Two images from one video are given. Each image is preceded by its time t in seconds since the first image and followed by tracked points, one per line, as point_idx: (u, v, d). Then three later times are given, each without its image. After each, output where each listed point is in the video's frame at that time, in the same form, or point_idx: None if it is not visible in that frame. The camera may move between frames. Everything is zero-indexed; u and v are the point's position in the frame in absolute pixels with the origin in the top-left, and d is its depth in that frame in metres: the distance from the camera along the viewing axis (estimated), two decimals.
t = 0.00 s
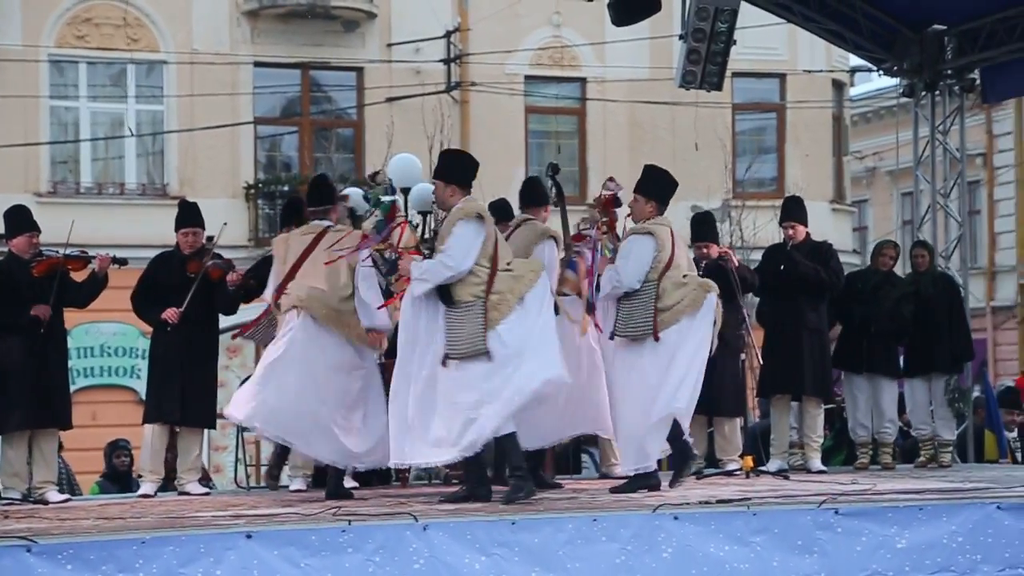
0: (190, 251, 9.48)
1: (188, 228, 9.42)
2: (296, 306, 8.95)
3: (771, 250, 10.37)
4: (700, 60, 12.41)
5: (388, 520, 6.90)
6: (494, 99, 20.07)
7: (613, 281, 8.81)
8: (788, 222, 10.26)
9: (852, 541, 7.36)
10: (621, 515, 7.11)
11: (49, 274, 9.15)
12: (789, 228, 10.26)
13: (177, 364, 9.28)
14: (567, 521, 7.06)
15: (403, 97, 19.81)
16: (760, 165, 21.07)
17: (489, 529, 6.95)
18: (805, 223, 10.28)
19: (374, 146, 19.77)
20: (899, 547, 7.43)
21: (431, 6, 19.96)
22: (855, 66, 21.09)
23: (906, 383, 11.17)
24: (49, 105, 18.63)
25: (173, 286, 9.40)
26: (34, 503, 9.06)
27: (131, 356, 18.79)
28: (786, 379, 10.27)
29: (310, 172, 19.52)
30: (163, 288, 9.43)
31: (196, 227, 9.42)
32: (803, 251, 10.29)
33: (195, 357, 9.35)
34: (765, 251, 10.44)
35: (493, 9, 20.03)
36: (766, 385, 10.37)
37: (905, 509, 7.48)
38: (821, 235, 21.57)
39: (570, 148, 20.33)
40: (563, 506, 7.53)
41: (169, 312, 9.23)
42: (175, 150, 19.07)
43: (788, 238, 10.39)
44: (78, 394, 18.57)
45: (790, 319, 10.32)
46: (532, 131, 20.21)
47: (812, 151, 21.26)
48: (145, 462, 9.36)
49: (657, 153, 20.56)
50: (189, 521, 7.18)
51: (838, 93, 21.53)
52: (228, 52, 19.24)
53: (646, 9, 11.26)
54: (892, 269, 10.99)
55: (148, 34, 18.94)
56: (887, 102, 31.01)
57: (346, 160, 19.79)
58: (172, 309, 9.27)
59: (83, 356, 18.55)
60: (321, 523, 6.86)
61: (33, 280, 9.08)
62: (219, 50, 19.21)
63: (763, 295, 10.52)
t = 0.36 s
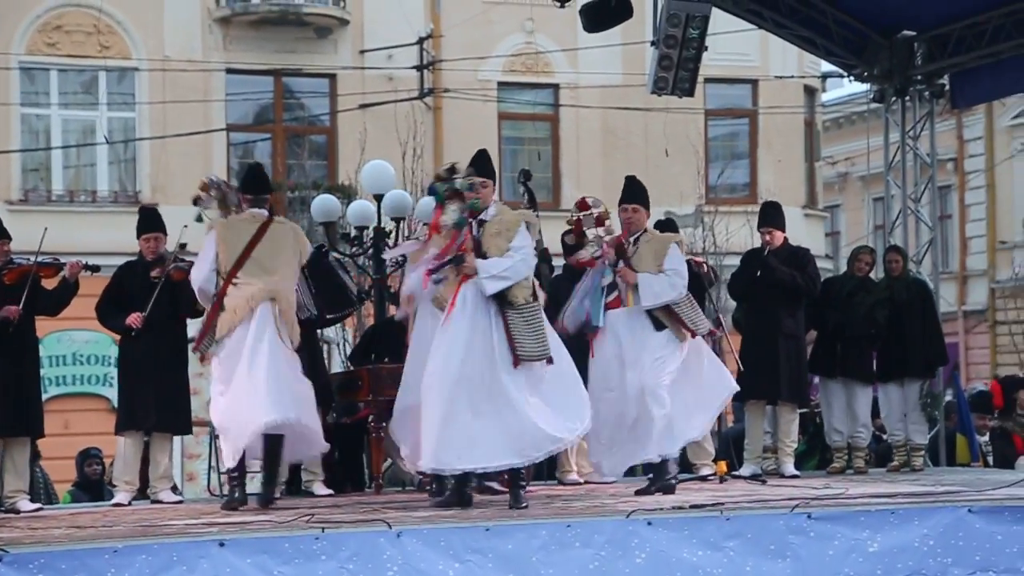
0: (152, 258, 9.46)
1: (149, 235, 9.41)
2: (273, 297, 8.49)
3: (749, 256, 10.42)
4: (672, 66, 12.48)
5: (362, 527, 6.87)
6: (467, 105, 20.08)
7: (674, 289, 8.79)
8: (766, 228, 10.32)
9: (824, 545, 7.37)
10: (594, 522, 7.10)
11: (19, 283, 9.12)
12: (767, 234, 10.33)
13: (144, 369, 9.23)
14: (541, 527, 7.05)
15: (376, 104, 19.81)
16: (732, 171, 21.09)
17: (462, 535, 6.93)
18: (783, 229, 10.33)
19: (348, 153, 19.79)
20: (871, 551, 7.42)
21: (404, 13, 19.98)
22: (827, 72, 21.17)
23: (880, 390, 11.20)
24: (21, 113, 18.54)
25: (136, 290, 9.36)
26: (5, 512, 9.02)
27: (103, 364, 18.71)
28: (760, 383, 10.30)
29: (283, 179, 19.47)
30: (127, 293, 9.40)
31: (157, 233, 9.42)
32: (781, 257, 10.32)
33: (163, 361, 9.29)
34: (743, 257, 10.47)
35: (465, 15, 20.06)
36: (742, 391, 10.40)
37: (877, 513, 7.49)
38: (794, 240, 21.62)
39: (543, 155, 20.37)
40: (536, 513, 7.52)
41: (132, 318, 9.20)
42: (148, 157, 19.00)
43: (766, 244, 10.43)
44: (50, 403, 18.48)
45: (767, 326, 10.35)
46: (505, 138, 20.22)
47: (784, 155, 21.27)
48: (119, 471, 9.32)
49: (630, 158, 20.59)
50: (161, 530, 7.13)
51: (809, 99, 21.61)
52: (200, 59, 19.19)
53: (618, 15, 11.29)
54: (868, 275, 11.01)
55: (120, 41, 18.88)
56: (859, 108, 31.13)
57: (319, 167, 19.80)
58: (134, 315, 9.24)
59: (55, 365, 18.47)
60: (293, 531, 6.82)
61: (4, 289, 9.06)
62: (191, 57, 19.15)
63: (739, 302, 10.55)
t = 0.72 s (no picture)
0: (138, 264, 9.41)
1: (136, 240, 9.35)
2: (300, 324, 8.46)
3: (748, 261, 10.43)
4: (665, 73, 12.50)
5: (358, 534, 6.85)
6: (462, 112, 20.10)
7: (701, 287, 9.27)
8: (766, 234, 10.32)
9: (820, 552, 7.36)
10: (591, 529, 7.09)
11: (14, 291, 9.08)
12: (767, 239, 10.32)
13: (137, 377, 9.24)
14: (537, 534, 7.03)
15: (371, 111, 19.81)
16: (727, 177, 21.11)
17: (458, 542, 6.92)
18: (783, 235, 10.33)
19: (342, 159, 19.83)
20: (866, 558, 7.42)
21: (399, 20, 19.98)
22: (820, 78, 21.20)
23: (876, 397, 11.19)
24: (14, 121, 18.54)
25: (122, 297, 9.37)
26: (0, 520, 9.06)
27: (97, 372, 18.70)
28: (757, 389, 10.30)
29: (278, 186, 19.52)
30: (113, 299, 9.40)
31: (142, 240, 9.35)
32: (778, 264, 10.32)
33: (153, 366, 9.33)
34: (741, 263, 10.49)
35: (460, 22, 20.07)
36: (737, 397, 10.41)
37: (873, 520, 7.48)
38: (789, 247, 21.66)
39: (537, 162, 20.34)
40: (533, 519, 7.51)
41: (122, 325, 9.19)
42: (142, 165, 18.99)
43: (766, 249, 10.43)
44: (45, 411, 18.46)
45: (762, 332, 10.37)
46: (499, 144, 20.23)
47: (778, 162, 21.30)
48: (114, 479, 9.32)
49: (625, 166, 20.60)
50: (156, 537, 7.10)
51: (803, 105, 21.64)
52: (194, 66, 19.21)
53: (612, 21, 11.30)
54: (862, 281, 11.00)
55: (114, 49, 18.88)
56: (853, 114, 31.18)
57: (313, 174, 19.82)
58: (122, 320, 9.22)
59: (51, 373, 18.47)
60: (289, 538, 6.80)
61: None
62: (185, 64, 19.17)
63: (736, 308, 10.55)
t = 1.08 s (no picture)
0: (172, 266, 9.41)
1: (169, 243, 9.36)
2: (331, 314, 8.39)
3: (784, 263, 10.41)
4: (705, 74, 12.44)
5: (396, 535, 6.85)
6: (502, 115, 20.10)
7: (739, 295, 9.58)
8: (803, 237, 10.29)
9: (859, 556, 7.32)
10: (629, 531, 7.06)
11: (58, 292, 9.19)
12: (803, 243, 10.29)
13: (176, 375, 9.33)
14: (575, 536, 7.01)
15: (410, 113, 19.86)
16: (766, 179, 21.06)
17: (496, 544, 6.92)
18: (819, 237, 10.30)
19: (382, 162, 19.88)
20: (907, 562, 7.38)
21: (438, 22, 19.99)
22: (862, 80, 21.09)
23: (914, 400, 11.12)
24: (57, 122, 18.67)
25: (156, 297, 9.41)
26: (42, 519, 9.07)
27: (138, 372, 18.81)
28: (794, 392, 10.25)
29: (317, 188, 19.59)
30: (148, 299, 9.44)
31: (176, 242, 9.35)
32: (816, 265, 10.29)
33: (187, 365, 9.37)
34: (779, 265, 10.46)
35: (499, 24, 20.08)
36: (774, 400, 10.35)
37: (913, 524, 7.43)
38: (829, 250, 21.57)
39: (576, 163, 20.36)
40: (571, 522, 7.50)
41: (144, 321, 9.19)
42: (183, 167, 19.09)
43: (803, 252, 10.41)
44: (87, 411, 18.58)
45: (799, 335, 10.33)
46: (538, 146, 20.22)
47: (819, 164, 21.22)
48: (153, 478, 9.34)
49: (664, 167, 20.56)
50: (196, 538, 7.13)
51: (844, 107, 21.53)
52: (234, 69, 19.30)
53: (652, 23, 11.28)
54: (900, 284, 10.91)
55: (155, 52, 18.98)
56: (894, 116, 31.01)
57: (352, 176, 19.88)
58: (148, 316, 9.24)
59: (93, 373, 18.60)
60: (328, 539, 6.80)
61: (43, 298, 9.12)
62: (226, 67, 19.26)
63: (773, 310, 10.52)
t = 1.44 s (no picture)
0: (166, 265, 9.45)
1: (162, 242, 9.38)
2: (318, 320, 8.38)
3: (774, 262, 10.38)
4: (703, 72, 12.43)
5: (392, 534, 6.84)
6: (499, 113, 20.08)
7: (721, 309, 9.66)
8: (792, 234, 10.24)
9: (854, 554, 7.32)
10: (625, 529, 7.06)
11: (55, 291, 9.13)
12: (792, 239, 10.25)
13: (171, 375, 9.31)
14: (571, 534, 7.00)
15: (407, 111, 19.87)
16: (764, 177, 21.09)
17: (492, 543, 6.90)
18: (809, 235, 10.26)
19: (379, 160, 19.88)
20: (902, 559, 7.38)
21: (435, 20, 20.00)
22: (859, 78, 21.08)
23: (911, 397, 11.12)
24: (53, 121, 18.66)
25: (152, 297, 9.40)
26: (38, 519, 9.01)
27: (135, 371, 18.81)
28: (789, 391, 10.25)
29: (314, 186, 19.57)
30: (144, 301, 9.43)
31: (169, 241, 9.38)
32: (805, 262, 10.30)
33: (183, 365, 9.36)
34: (769, 263, 10.44)
35: (496, 22, 20.06)
36: (769, 396, 10.34)
37: (909, 521, 7.43)
38: (826, 247, 21.57)
39: (574, 161, 20.37)
40: (567, 520, 7.49)
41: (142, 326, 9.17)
42: (180, 166, 19.08)
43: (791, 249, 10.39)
44: (82, 410, 18.57)
45: (793, 332, 10.32)
46: (536, 144, 20.22)
47: (816, 162, 21.21)
48: (149, 478, 9.29)
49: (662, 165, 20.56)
50: (192, 537, 7.12)
51: (842, 105, 21.52)
52: (231, 68, 19.29)
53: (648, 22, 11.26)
54: (896, 281, 10.90)
55: (152, 50, 18.99)
56: (891, 114, 31.04)
57: (349, 174, 19.88)
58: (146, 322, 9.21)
59: (89, 372, 18.59)
60: (324, 537, 6.79)
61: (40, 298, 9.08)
62: (222, 66, 19.25)
63: (766, 308, 10.51)
